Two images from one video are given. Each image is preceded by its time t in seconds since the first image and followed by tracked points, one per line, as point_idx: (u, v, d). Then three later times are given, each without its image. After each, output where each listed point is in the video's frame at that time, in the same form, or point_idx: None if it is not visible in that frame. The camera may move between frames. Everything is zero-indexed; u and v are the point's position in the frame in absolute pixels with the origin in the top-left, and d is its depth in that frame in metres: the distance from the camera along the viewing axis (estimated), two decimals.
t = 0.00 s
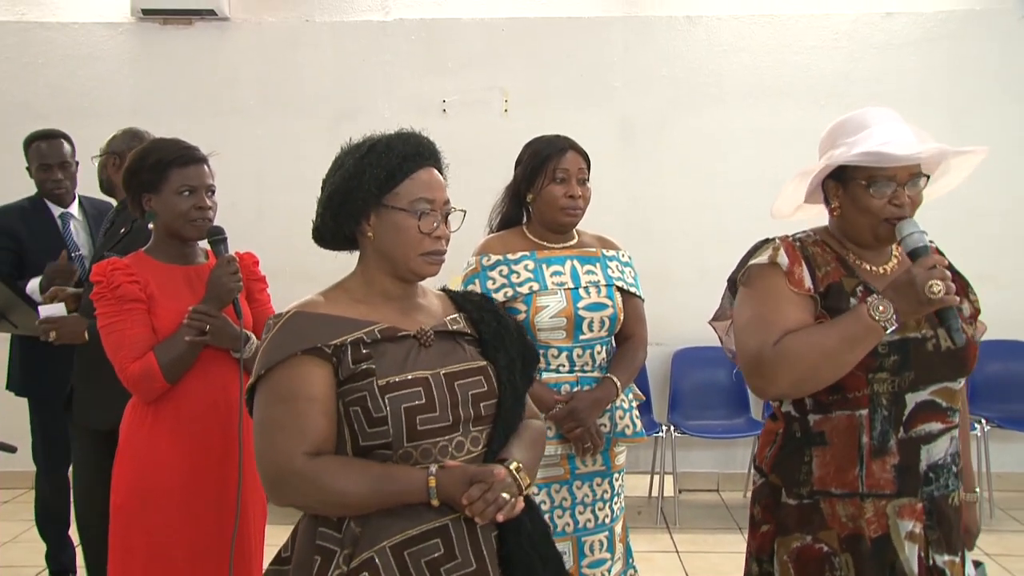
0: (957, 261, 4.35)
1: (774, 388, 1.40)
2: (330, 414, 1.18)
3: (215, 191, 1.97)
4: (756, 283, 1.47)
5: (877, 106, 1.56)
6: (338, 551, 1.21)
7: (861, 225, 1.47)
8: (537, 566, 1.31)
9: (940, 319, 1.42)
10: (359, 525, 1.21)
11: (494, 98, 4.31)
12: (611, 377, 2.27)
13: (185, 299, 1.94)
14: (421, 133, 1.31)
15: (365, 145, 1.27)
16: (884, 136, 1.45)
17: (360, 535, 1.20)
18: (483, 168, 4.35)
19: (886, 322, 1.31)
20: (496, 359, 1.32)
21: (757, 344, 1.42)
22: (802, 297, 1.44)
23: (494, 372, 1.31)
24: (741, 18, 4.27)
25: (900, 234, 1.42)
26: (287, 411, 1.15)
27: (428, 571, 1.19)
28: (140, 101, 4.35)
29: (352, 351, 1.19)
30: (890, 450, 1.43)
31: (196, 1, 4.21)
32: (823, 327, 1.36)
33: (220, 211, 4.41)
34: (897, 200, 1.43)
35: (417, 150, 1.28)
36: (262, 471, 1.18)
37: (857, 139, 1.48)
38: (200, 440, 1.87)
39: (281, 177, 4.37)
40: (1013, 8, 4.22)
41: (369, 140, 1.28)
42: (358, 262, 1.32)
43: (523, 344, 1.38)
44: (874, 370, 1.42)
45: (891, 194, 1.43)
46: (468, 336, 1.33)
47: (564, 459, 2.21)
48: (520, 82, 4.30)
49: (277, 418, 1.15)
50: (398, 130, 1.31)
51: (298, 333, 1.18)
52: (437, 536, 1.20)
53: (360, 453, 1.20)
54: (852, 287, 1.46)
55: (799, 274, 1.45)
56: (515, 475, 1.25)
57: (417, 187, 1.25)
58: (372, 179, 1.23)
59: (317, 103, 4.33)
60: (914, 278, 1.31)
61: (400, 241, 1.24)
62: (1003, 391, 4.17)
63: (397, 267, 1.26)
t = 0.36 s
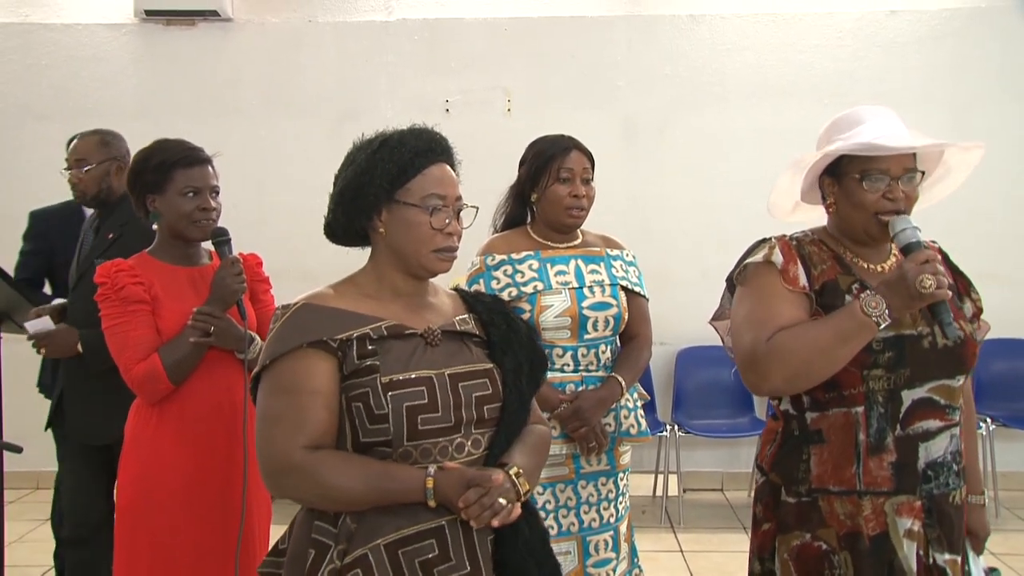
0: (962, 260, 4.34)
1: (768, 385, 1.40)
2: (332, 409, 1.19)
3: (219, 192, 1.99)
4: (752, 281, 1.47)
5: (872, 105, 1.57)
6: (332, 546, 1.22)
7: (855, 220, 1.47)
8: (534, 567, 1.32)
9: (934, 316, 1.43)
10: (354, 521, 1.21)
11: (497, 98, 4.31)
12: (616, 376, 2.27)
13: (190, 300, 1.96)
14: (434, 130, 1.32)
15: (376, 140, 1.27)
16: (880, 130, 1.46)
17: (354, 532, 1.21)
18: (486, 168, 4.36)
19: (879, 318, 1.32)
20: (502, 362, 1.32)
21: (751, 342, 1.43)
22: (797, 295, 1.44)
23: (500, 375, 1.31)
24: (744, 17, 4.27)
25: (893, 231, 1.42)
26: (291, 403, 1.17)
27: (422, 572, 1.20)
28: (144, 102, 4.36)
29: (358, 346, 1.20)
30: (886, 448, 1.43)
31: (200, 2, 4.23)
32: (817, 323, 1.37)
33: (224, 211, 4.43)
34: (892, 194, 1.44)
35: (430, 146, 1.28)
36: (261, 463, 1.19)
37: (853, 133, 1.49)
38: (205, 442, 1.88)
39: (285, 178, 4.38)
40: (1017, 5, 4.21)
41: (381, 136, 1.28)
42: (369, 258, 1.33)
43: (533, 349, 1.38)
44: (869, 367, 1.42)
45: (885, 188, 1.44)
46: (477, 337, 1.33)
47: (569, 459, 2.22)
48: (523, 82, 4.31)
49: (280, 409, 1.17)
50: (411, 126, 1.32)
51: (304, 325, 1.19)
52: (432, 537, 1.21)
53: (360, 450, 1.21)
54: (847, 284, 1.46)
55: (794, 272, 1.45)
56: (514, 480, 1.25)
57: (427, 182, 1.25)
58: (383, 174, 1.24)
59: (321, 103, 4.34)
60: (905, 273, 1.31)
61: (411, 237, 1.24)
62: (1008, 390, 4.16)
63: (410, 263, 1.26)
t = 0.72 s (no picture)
0: (969, 267, 4.32)
1: (769, 393, 1.40)
2: (352, 417, 1.20)
3: (225, 197, 2.00)
4: (754, 289, 1.47)
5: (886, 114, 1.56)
6: (351, 553, 1.22)
7: (858, 231, 1.47)
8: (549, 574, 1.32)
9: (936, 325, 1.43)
10: (372, 529, 1.22)
11: (503, 104, 4.32)
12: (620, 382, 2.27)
13: (195, 305, 1.97)
14: (447, 136, 1.32)
15: (390, 147, 1.28)
16: (888, 146, 1.46)
17: (373, 539, 1.21)
18: (491, 173, 4.37)
19: (882, 328, 1.33)
20: (516, 371, 1.33)
21: (752, 351, 1.43)
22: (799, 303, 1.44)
23: (514, 384, 1.32)
24: (750, 23, 4.27)
25: (897, 243, 1.44)
26: (310, 411, 1.17)
27: None
28: (151, 106, 4.39)
29: (377, 355, 1.20)
30: (887, 456, 1.43)
31: (207, 7, 4.26)
32: (819, 333, 1.37)
33: (230, 216, 4.45)
34: (896, 210, 1.44)
35: (444, 154, 1.29)
36: (281, 475, 1.20)
37: (860, 147, 1.48)
38: (210, 447, 1.89)
39: (291, 182, 4.40)
40: None
41: (394, 142, 1.29)
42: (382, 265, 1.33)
43: (541, 354, 1.39)
44: (870, 376, 1.42)
45: (890, 204, 1.44)
46: (490, 345, 1.33)
47: (573, 465, 2.22)
48: (528, 87, 4.32)
49: (299, 417, 1.18)
50: (424, 132, 1.32)
51: (322, 333, 1.19)
52: (451, 544, 1.21)
53: (379, 457, 1.21)
54: (849, 293, 1.47)
55: (796, 280, 1.45)
56: (531, 488, 1.27)
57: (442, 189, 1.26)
58: (399, 181, 1.25)
59: (328, 109, 4.36)
60: (909, 285, 1.33)
61: (424, 244, 1.25)
62: (1015, 398, 4.14)
63: (424, 270, 1.27)
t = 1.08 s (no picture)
0: (974, 272, 4.31)
1: (773, 403, 1.40)
2: (370, 423, 1.20)
3: (230, 201, 2.01)
4: (757, 296, 1.47)
5: (889, 123, 1.57)
6: (375, 560, 1.22)
7: (862, 240, 1.47)
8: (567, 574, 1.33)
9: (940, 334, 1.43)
10: (395, 535, 1.21)
11: (508, 108, 4.33)
12: (621, 387, 2.26)
13: (201, 309, 1.98)
14: (453, 146, 1.33)
15: (398, 157, 1.29)
16: (892, 155, 1.46)
17: (396, 545, 1.21)
18: (495, 177, 4.38)
19: (886, 339, 1.33)
20: (524, 374, 1.34)
21: (756, 359, 1.43)
22: (802, 312, 1.45)
23: (523, 387, 1.33)
24: (755, 27, 4.27)
25: (902, 251, 1.44)
26: (327, 419, 1.17)
27: None
28: (156, 110, 4.41)
29: (394, 362, 1.20)
30: (890, 464, 1.43)
31: (213, 11, 4.28)
32: (823, 343, 1.37)
33: (235, 219, 4.47)
34: (900, 220, 1.44)
35: (452, 164, 1.30)
36: (300, 483, 1.19)
37: (864, 155, 1.48)
38: (214, 451, 1.90)
39: (296, 186, 4.42)
40: None
41: (403, 153, 1.29)
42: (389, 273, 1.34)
43: (546, 358, 1.41)
44: (874, 385, 1.42)
45: (894, 214, 1.44)
46: (497, 350, 1.34)
47: (575, 469, 2.22)
48: (533, 91, 4.32)
49: (317, 425, 1.17)
50: (431, 142, 1.33)
51: (339, 341, 1.19)
52: (473, 546, 1.22)
53: (397, 463, 1.21)
54: (853, 301, 1.47)
55: (800, 289, 1.46)
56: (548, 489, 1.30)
57: (450, 199, 1.27)
58: (408, 190, 1.25)
59: (333, 113, 4.38)
60: (914, 295, 1.32)
61: (435, 253, 1.26)
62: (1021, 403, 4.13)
63: (432, 279, 1.28)
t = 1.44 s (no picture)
0: (979, 278, 4.31)
1: (779, 405, 1.40)
2: (376, 424, 1.19)
3: (234, 202, 2.02)
4: (761, 300, 1.47)
5: (889, 128, 1.57)
6: (384, 563, 1.21)
7: (863, 243, 1.47)
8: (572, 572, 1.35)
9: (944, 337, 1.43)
10: (403, 537, 1.21)
11: (514, 111, 4.34)
12: (625, 390, 2.26)
13: (206, 309, 1.98)
14: (447, 150, 1.33)
15: (391, 162, 1.29)
16: (893, 159, 1.46)
17: (406, 547, 1.21)
18: (501, 179, 4.38)
19: (892, 341, 1.33)
20: (521, 371, 1.34)
21: (762, 362, 1.43)
22: (808, 315, 1.45)
23: (522, 386, 1.33)
24: (761, 31, 4.27)
25: (905, 255, 1.44)
26: (332, 421, 1.15)
27: None
28: (162, 111, 4.42)
29: (398, 362, 1.20)
30: (896, 468, 1.43)
31: (219, 13, 4.29)
32: (830, 346, 1.37)
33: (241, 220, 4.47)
34: (902, 223, 1.44)
35: (448, 168, 1.30)
36: (306, 485, 1.18)
37: (867, 160, 1.48)
38: (218, 448, 1.90)
39: (301, 187, 4.43)
40: None
41: (395, 157, 1.30)
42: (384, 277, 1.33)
43: (540, 359, 1.42)
44: (879, 389, 1.42)
45: (896, 217, 1.43)
46: (494, 349, 1.34)
47: (579, 472, 2.22)
48: (539, 94, 4.33)
49: (322, 428, 1.16)
50: (426, 147, 1.34)
51: (344, 343, 1.18)
52: (483, 544, 1.23)
53: (403, 463, 1.21)
54: (856, 305, 1.47)
55: (804, 292, 1.45)
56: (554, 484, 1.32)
57: (446, 202, 1.27)
58: (404, 194, 1.25)
59: (338, 115, 4.38)
60: (919, 298, 1.32)
61: (432, 257, 1.25)
62: None
63: (428, 282, 1.27)
